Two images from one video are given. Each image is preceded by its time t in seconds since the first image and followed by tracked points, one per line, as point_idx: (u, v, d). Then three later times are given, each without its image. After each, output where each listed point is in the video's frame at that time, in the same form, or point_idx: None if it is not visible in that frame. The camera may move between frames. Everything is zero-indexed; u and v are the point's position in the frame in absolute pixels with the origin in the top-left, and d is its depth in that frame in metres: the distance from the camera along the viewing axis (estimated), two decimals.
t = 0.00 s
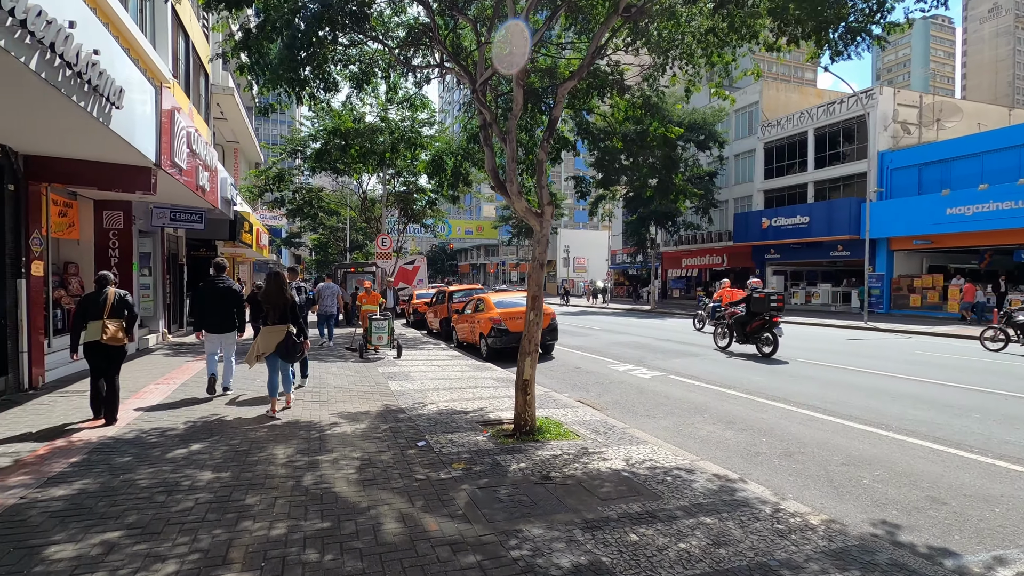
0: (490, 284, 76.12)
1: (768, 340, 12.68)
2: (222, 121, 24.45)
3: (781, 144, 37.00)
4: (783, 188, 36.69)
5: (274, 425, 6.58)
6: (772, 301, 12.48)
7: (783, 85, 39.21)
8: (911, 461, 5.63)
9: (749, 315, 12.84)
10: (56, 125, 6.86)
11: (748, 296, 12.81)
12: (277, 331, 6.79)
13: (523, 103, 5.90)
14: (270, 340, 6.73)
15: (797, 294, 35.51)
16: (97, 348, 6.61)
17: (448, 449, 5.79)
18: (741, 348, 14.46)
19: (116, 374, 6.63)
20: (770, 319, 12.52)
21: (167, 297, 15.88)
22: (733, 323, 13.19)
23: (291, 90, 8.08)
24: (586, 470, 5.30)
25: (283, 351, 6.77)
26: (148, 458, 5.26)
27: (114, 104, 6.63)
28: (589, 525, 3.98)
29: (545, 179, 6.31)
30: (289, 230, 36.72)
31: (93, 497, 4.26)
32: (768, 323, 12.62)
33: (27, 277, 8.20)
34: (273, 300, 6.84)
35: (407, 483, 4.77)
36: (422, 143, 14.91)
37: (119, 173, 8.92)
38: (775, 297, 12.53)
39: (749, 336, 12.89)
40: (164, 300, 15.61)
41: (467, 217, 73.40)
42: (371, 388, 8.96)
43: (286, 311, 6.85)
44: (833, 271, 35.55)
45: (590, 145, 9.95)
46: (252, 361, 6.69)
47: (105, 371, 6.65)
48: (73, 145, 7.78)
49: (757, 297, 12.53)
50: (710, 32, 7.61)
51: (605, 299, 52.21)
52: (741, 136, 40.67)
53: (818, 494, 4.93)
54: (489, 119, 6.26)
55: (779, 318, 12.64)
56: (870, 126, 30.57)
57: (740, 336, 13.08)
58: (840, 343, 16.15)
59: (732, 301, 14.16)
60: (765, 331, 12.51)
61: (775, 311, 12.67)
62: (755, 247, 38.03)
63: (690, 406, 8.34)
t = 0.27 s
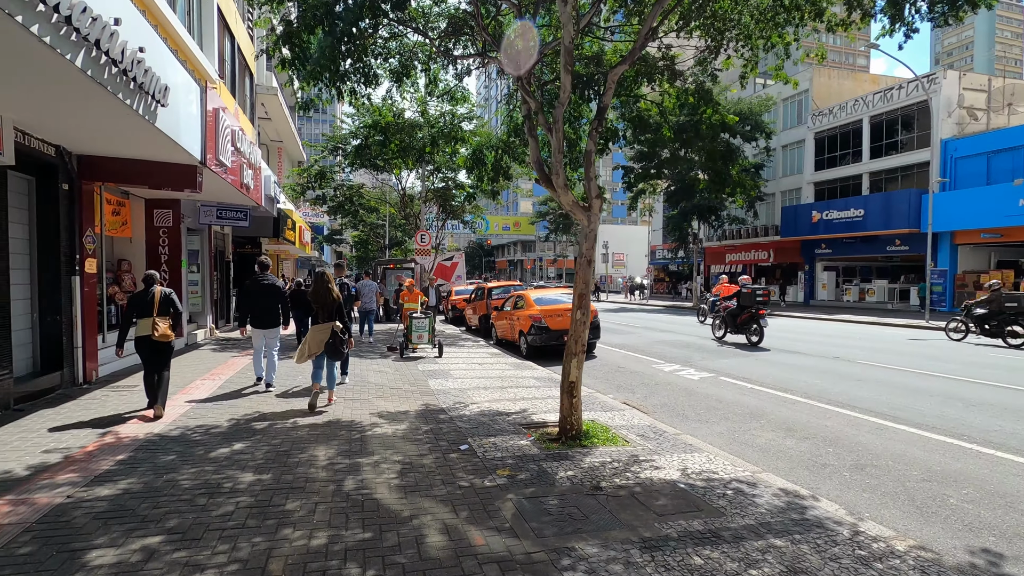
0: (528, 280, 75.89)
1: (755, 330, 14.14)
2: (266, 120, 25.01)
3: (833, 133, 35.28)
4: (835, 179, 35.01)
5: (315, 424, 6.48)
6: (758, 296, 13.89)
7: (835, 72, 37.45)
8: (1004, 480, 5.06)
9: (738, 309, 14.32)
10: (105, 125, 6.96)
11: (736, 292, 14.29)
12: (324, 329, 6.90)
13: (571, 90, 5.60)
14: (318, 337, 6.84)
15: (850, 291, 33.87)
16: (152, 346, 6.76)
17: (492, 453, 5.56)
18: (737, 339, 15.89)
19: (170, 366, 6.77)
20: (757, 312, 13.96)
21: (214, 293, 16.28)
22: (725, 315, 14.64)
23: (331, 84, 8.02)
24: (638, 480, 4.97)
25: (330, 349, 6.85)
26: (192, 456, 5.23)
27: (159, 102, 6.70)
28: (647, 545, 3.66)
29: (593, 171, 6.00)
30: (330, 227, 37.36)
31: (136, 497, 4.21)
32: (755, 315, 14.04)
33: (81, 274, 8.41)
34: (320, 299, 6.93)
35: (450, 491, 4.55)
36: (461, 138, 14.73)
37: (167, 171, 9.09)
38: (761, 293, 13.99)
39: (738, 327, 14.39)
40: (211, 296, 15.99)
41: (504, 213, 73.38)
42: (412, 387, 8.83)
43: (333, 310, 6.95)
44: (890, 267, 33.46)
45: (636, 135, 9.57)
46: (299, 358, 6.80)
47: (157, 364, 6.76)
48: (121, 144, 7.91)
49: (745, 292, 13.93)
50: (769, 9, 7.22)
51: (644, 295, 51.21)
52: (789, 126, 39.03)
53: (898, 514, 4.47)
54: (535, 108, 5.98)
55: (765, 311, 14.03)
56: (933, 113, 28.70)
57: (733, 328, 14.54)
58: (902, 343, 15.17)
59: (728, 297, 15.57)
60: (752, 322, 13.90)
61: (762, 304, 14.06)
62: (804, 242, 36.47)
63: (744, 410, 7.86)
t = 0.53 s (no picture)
0: (567, 277, 75.32)
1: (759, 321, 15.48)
2: (310, 120, 25.44)
3: (892, 122, 33.31)
4: (895, 170, 33.07)
5: (360, 422, 6.39)
6: (760, 290, 15.25)
7: (894, 57, 35.48)
8: None
9: (743, 303, 15.70)
10: (156, 122, 7.04)
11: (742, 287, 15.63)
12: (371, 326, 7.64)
13: (625, 72, 5.23)
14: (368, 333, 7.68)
15: (909, 289, 32.00)
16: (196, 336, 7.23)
17: (541, 458, 5.29)
18: (743, 330, 17.25)
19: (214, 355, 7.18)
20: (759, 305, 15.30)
21: (261, 289, 16.64)
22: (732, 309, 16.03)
23: (374, 77, 7.91)
24: (701, 492, 4.60)
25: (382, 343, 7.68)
26: (237, 454, 5.17)
27: (207, 98, 6.73)
28: (718, 567, 3.32)
29: (649, 160, 5.63)
30: (373, 225, 37.97)
31: (182, 496, 4.15)
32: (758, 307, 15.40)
33: (134, 271, 8.61)
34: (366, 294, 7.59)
35: (500, 498, 4.32)
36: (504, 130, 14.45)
37: (215, 169, 9.16)
38: (764, 288, 15.29)
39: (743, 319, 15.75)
40: (259, 292, 16.38)
41: (543, 209, 72.92)
42: (455, 385, 8.67)
43: (378, 306, 7.67)
44: (956, 263, 31.19)
45: (688, 124, 9.08)
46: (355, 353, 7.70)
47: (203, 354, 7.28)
48: (171, 143, 8.02)
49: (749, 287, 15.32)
50: None
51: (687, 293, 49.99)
52: (844, 115, 37.13)
53: (1005, 540, 3.95)
54: (588, 94, 5.64)
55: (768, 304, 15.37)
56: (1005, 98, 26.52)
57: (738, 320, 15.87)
58: (976, 344, 14.06)
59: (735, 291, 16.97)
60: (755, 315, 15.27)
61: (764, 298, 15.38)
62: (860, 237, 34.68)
63: (809, 416, 7.32)
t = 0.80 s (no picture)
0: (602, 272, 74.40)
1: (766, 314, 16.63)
2: (347, 119, 25.67)
3: (951, 107, 31.36)
4: (955, 159, 31.16)
5: (398, 423, 6.23)
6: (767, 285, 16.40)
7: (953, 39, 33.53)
8: None
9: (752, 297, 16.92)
10: (195, 121, 7.02)
11: (750, 283, 16.99)
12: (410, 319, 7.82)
13: (680, 54, 4.86)
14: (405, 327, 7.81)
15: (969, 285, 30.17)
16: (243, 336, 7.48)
17: (588, 467, 5.00)
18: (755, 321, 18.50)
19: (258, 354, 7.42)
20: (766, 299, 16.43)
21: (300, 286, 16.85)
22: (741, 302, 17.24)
23: (411, 70, 7.75)
24: (765, 509, 4.22)
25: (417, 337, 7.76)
26: (275, 456, 5.06)
27: (245, 94, 6.68)
28: None
29: (703, 150, 5.27)
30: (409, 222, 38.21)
31: (218, 503, 4.03)
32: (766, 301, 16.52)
33: (177, 269, 8.70)
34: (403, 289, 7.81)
35: (545, 511, 4.05)
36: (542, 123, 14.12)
37: (255, 168, 9.18)
38: (770, 283, 16.45)
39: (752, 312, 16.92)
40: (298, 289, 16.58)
41: (577, 205, 72.16)
42: (494, 385, 8.46)
43: (414, 301, 7.82)
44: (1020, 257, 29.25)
45: (739, 111, 8.57)
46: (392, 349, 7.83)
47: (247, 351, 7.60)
48: (211, 141, 8.04)
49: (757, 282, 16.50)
50: None
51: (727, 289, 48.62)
52: (898, 102, 35.21)
53: None
54: (637, 80, 5.30)
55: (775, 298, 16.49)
56: None
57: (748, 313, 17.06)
58: None
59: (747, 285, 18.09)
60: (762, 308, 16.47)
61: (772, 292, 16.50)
62: (914, 230, 32.89)
63: (875, 424, 6.78)
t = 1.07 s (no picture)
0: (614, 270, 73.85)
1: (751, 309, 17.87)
2: (358, 115, 25.50)
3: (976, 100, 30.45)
4: (979, 153, 30.27)
5: (408, 426, 5.98)
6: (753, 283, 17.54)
7: (978, 30, 32.46)
8: None
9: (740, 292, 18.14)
10: (201, 114, 6.81)
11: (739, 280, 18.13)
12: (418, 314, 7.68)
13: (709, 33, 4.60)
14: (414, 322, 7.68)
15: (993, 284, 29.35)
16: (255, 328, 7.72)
17: (608, 475, 4.71)
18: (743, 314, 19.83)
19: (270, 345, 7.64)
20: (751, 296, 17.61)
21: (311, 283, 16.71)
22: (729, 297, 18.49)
23: (422, 60, 7.49)
24: (803, 525, 3.91)
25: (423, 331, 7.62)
26: (280, 461, 4.84)
27: (252, 85, 6.49)
28: None
29: (731, 138, 4.96)
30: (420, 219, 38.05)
31: (218, 512, 3.81)
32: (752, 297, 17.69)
33: (184, 265, 8.52)
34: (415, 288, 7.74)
35: (565, 525, 3.77)
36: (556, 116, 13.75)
37: (263, 162, 8.99)
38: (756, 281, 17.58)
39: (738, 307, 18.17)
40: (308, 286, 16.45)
41: (589, 202, 71.60)
42: (507, 386, 8.20)
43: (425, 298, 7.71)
44: None
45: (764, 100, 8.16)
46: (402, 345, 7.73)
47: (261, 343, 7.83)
48: (218, 135, 7.84)
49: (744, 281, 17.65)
50: None
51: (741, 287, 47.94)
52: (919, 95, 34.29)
53: None
54: (662, 63, 5.00)
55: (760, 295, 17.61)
56: None
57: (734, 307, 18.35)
58: None
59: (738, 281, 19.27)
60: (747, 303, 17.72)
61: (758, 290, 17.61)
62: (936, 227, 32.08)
63: (910, 430, 6.41)
